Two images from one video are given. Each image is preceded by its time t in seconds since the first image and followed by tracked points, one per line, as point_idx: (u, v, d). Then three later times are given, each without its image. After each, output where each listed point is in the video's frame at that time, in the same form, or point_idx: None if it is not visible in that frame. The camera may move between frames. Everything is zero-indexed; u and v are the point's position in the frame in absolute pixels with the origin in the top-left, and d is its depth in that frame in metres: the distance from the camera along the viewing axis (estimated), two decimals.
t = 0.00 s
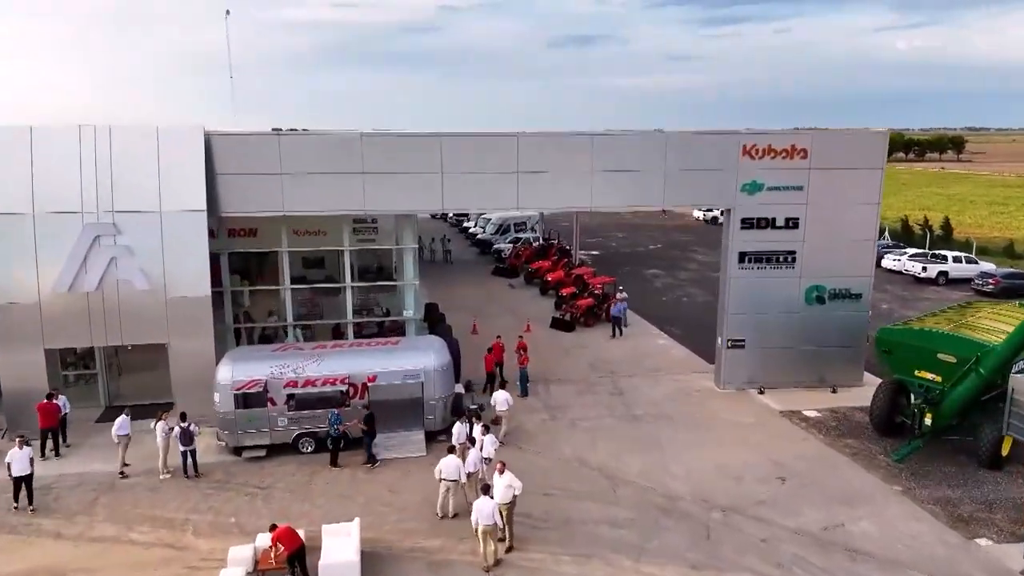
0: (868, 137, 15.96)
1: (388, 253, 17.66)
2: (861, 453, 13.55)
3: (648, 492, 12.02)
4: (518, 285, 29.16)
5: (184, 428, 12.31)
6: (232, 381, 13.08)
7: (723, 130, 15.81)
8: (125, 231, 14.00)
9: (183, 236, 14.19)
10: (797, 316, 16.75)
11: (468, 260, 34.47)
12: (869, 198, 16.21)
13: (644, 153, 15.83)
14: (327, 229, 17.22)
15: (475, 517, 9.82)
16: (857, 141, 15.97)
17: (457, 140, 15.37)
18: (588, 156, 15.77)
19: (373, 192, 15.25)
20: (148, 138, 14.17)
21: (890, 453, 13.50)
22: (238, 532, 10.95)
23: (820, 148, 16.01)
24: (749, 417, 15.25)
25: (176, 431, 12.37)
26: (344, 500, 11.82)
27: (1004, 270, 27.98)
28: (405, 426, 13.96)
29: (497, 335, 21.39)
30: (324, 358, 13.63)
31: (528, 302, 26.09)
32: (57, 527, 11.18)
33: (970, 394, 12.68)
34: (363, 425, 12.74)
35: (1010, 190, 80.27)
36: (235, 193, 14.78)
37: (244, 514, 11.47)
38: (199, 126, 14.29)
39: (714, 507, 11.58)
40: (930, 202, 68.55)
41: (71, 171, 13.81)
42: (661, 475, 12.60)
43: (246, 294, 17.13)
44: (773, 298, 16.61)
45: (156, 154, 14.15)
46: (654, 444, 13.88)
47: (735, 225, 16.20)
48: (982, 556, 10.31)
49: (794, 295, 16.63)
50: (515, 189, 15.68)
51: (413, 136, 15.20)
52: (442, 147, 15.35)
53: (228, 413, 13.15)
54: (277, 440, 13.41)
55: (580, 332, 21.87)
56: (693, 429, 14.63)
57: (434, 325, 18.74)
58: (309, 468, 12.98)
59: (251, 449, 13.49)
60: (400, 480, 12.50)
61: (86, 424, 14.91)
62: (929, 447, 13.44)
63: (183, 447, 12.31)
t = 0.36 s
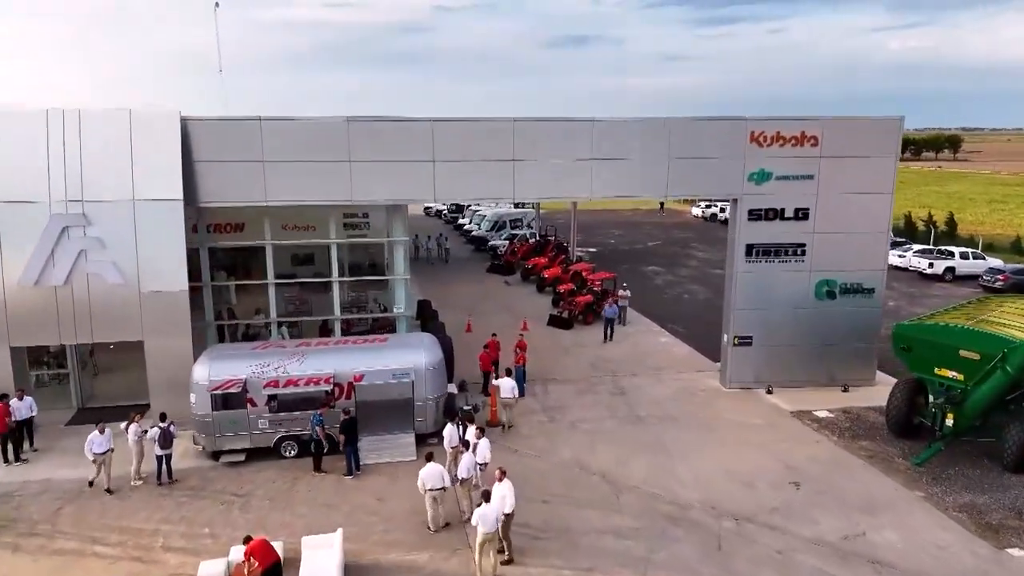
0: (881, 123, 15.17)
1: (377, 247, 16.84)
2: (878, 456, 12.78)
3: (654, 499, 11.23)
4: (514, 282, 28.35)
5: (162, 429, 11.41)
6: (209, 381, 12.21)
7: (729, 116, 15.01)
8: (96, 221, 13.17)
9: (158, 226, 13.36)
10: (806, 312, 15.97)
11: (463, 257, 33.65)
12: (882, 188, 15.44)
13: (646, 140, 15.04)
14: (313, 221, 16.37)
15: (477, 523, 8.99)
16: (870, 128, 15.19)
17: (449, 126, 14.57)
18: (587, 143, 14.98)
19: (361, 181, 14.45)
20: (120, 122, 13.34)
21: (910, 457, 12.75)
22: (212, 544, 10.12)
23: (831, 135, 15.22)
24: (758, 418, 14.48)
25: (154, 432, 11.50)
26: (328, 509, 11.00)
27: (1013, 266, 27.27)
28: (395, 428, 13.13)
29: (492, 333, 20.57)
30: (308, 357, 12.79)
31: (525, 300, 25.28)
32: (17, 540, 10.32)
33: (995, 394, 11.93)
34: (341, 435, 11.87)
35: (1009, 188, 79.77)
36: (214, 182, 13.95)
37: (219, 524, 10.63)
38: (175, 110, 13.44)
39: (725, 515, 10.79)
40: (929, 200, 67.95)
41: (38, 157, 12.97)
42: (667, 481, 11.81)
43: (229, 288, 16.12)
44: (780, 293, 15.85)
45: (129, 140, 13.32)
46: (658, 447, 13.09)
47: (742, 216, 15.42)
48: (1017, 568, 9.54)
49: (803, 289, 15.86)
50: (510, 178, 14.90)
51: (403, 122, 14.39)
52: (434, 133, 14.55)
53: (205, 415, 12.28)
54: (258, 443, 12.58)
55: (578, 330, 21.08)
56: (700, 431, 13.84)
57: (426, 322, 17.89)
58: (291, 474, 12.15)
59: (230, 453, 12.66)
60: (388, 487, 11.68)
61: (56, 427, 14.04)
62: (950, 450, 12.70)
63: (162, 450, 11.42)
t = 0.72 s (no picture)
0: (892, 109, 14.36)
1: (360, 240, 15.75)
2: (893, 462, 11.98)
3: (656, 511, 10.38)
4: (505, 280, 27.48)
5: (120, 438, 10.53)
6: (174, 386, 11.26)
7: (731, 102, 14.17)
8: (53, 212, 12.23)
9: (121, 218, 12.44)
10: (812, 309, 15.17)
11: (452, 255, 32.76)
12: (892, 178, 14.65)
13: (643, 128, 14.19)
14: (290, 213, 15.29)
15: (450, 542, 8.18)
16: (880, 114, 14.39)
17: (435, 111, 13.68)
18: (582, 129, 14.12)
19: (341, 170, 13.54)
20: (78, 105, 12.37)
21: (928, 463, 11.97)
22: (174, 565, 9.19)
23: (839, 122, 14.40)
24: (763, 422, 13.66)
25: (111, 441, 10.60)
26: (302, 524, 10.09)
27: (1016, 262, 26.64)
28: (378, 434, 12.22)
29: (482, 332, 19.69)
30: (282, 358, 11.86)
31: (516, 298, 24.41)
32: None
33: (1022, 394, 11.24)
34: (317, 443, 10.96)
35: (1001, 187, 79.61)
36: (182, 170, 13.01)
37: (182, 542, 9.70)
38: (139, 93, 12.50)
39: (734, 528, 9.95)
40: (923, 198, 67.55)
41: None
42: (670, 491, 10.96)
43: (201, 287, 15.11)
44: (785, 289, 15.04)
45: (87, 123, 12.35)
46: (659, 454, 12.24)
47: (745, 208, 14.61)
48: None
49: (809, 285, 15.05)
50: (500, 167, 14.02)
51: (385, 106, 13.50)
52: (418, 118, 13.66)
53: (170, 423, 11.34)
54: (227, 452, 11.66)
55: (572, 329, 20.22)
56: (702, 436, 13.01)
57: (413, 321, 16.92)
58: (264, 485, 11.23)
59: (196, 463, 11.73)
60: (370, 499, 10.78)
61: (12, 434, 13.04)
62: (970, 455, 11.94)
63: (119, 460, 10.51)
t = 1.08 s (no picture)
0: (901, 95, 13.61)
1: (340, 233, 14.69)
2: (908, 469, 11.21)
3: (658, 525, 9.55)
4: (495, 279, 26.65)
5: (76, 446, 9.61)
6: (133, 391, 10.33)
7: (733, 86, 13.37)
8: (5, 202, 11.32)
9: (78, 210, 11.53)
10: (818, 306, 14.39)
11: (441, 253, 31.90)
12: (901, 168, 13.90)
13: (641, 114, 13.37)
14: (265, 204, 14.25)
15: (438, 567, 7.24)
16: (889, 101, 13.63)
17: (418, 95, 12.83)
18: (576, 116, 13.30)
19: (319, 158, 12.67)
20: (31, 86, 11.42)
21: (946, 470, 11.20)
22: None
23: (847, 108, 13.63)
24: (769, 425, 12.87)
25: (66, 451, 9.67)
26: (271, 542, 9.21)
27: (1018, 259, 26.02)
28: (357, 442, 11.35)
29: (471, 332, 18.82)
30: (252, 360, 10.95)
31: (507, 296, 23.58)
32: None
33: None
34: (289, 453, 10.05)
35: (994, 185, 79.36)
36: (147, 158, 12.11)
37: (137, 563, 8.80)
38: (98, 74, 11.58)
39: (743, 543, 9.14)
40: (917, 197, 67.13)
41: None
42: (672, 502, 10.14)
43: (169, 290, 14.04)
44: (790, 285, 14.25)
45: (41, 107, 11.41)
46: (660, 461, 11.42)
47: (748, 198, 13.80)
48: None
49: (815, 280, 14.26)
50: (488, 155, 13.19)
51: (366, 90, 12.64)
52: (401, 103, 12.81)
53: (129, 431, 10.40)
54: (192, 462, 10.74)
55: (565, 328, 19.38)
56: (705, 441, 12.20)
57: (397, 320, 16.02)
58: (231, 498, 10.33)
59: (159, 474, 10.80)
60: (346, 513, 9.91)
61: None
62: (990, 461, 11.18)
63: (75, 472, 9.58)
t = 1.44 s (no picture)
0: (916, 81, 12.83)
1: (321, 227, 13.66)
2: (932, 481, 10.41)
3: (664, 544, 8.72)
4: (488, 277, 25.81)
5: (9, 465, 8.65)
6: (90, 401, 9.45)
7: (739, 71, 12.58)
8: None
9: (33, 202, 10.64)
10: (828, 306, 13.58)
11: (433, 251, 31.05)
12: (916, 158, 13.11)
13: (640, 100, 12.58)
14: (239, 196, 13.24)
15: None
16: (903, 87, 12.85)
17: (403, 79, 12.00)
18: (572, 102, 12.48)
19: (296, 146, 11.82)
20: None
21: (971, 481, 10.39)
22: None
23: (859, 94, 12.82)
24: (778, 433, 12.06)
25: None
26: (238, 566, 8.34)
27: None
28: (338, 453, 10.47)
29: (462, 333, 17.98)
30: (222, 364, 10.06)
31: (500, 296, 22.74)
32: None
33: None
34: (260, 467, 9.16)
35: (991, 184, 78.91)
36: (110, 146, 11.24)
37: None
38: (54, 55, 10.69)
39: (758, 565, 8.31)
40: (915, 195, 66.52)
41: None
42: (678, 518, 9.31)
43: (136, 298, 13.09)
44: (799, 282, 13.44)
45: None
46: (664, 472, 10.59)
47: (755, 191, 12.99)
48: None
49: (826, 277, 13.45)
50: (477, 144, 12.38)
51: (346, 74, 11.80)
52: (385, 87, 11.97)
53: (85, 443, 9.51)
54: (156, 476, 9.84)
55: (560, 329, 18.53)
56: (711, 449, 11.38)
57: (384, 320, 15.11)
58: (198, 516, 9.45)
59: (120, 489, 9.92)
60: (323, 532, 9.04)
61: None
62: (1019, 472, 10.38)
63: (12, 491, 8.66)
